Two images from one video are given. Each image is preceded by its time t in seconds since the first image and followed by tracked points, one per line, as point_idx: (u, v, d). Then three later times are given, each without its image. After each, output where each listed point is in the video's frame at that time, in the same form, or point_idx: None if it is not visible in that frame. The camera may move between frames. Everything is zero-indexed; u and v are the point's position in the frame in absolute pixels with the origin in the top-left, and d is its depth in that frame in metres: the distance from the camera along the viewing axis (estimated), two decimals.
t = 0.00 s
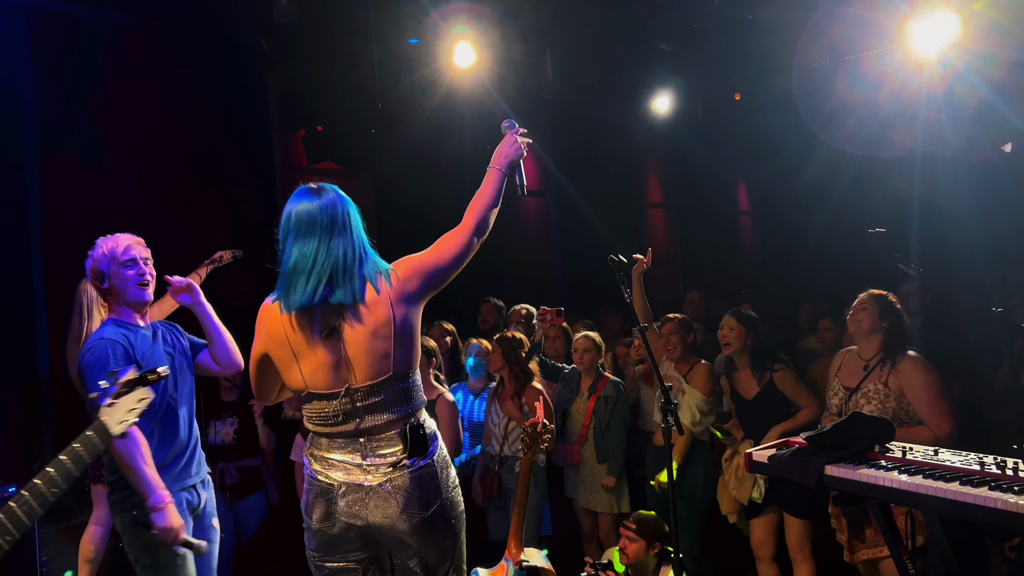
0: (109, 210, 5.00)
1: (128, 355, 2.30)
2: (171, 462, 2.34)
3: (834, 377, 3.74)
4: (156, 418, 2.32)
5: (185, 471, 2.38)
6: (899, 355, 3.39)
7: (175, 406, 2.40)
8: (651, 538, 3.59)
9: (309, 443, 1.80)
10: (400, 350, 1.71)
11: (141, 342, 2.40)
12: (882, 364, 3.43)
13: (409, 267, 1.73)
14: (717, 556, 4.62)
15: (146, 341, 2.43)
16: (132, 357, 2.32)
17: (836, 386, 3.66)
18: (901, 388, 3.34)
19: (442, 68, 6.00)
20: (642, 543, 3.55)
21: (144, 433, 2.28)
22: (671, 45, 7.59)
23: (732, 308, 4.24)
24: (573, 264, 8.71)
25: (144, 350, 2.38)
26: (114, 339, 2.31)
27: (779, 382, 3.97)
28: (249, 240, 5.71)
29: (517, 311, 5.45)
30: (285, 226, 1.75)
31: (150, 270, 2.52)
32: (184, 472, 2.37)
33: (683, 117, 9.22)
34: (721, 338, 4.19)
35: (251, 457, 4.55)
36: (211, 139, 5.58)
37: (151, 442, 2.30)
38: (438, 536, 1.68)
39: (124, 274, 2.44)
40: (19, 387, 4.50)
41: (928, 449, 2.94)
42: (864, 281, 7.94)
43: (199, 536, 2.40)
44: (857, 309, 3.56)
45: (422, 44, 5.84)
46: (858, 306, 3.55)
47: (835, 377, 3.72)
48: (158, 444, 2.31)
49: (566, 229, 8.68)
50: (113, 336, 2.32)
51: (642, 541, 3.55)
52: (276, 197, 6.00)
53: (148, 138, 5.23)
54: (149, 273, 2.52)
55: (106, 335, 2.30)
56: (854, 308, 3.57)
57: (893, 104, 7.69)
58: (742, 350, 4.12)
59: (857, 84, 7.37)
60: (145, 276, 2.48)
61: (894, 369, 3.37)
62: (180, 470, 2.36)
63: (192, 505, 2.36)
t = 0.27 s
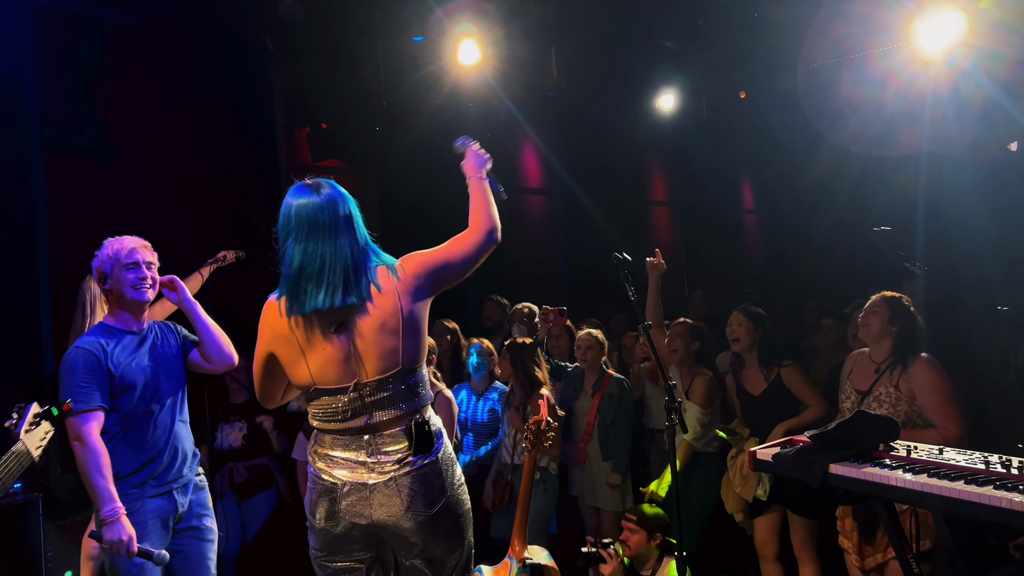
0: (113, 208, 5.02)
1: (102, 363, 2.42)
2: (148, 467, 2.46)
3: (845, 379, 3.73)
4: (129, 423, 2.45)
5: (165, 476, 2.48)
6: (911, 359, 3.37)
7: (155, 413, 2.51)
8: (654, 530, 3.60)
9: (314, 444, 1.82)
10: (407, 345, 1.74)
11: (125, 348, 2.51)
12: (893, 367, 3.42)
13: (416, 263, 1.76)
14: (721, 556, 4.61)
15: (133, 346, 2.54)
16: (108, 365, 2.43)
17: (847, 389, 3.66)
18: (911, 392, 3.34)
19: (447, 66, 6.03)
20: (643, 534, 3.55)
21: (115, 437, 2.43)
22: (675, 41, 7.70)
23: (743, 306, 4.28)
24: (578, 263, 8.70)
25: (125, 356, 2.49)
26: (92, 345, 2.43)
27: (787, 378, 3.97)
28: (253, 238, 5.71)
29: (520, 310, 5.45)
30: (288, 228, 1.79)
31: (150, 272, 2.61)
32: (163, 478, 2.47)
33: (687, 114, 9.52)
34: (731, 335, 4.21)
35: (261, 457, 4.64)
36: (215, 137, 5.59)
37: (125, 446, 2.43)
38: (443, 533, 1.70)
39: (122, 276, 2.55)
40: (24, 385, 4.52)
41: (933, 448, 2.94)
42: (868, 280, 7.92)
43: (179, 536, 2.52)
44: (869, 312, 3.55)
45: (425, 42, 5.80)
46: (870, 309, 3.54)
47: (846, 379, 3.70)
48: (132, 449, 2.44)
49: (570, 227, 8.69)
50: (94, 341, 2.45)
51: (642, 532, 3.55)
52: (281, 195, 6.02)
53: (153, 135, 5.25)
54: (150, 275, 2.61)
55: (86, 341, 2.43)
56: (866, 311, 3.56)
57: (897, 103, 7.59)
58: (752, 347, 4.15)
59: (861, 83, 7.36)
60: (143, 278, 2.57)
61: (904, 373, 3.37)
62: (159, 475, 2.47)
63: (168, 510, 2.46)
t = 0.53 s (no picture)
0: (119, 202, 5.03)
1: (83, 366, 2.40)
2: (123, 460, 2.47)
3: (845, 374, 3.70)
4: (105, 421, 2.45)
5: (139, 468, 2.49)
6: (914, 351, 3.38)
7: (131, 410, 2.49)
8: (645, 520, 3.62)
9: (354, 433, 1.93)
10: (443, 334, 1.84)
11: (108, 350, 2.48)
12: (897, 358, 3.42)
13: (450, 256, 1.87)
14: (725, 553, 4.62)
15: (117, 349, 2.50)
16: (87, 369, 2.41)
17: (849, 381, 3.63)
18: (918, 380, 3.33)
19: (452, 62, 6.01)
20: (637, 525, 3.58)
21: (91, 435, 2.44)
22: (680, 38, 7.68)
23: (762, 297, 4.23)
24: (583, 259, 8.70)
25: (106, 357, 2.46)
26: (73, 347, 2.41)
27: (800, 376, 3.95)
28: (258, 233, 5.72)
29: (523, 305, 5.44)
30: (333, 222, 1.91)
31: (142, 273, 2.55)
32: (134, 469, 2.48)
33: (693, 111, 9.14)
34: (750, 328, 4.15)
35: (272, 449, 4.75)
36: (221, 132, 5.60)
37: (100, 442, 2.45)
38: (475, 519, 1.78)
39: (112, 278, 2.49)
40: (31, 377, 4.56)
41: (938, 446, 2.93)
42: (873, 278, 7.90)
43: (156, 524, 2.54)
44: (873, 305, 3.53)
45: (431, 37, 5.76)
46: (874, 302, 3.53)
47: (846, 374, 3.68)
48: (107, 444, 2.45)
49: (575, 224, 8.69)
50: (72, 345, 2.42)
51: (635, 523, 3.58)
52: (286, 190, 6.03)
53: (158, 130, 5.27)
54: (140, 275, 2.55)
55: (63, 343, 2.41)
56: (869, 304, 3.54)
57: (904, 100, 7.54)
58: (770, 339, 4.11)
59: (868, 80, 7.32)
60: (133, 281, 2.51)
61: (910, 364, 3.37)
62: (133, 468, 2.48)
63: (142, 502, 2.48)
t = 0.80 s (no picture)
0: (122, 200, 5.05)
1: (75, 397, 2.39)
2: (108, 470, 2.48)
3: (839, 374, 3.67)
4: (90, 438, 2.46)
5: (123, 474, 2.51)
6: (910, 350, 3.39)
7: (115, 422, 2.51)
8: (641, 517, 3.58)
9: (384, 428, 1.93)
10: (468, 328, 1.87)
11: (101, 379, 2.47)
12: (893, 357, 3.42)
13: (472, 249, 1.90)
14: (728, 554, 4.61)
15: (109, 378, 2.49)
16: (79, 397, 2.40)
17: (844, 381, 3.61)
18: (916, 377, 3.34)
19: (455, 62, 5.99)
20: (633, 522, 3.55)
21: (76, 452, 2.44)
22: (685, 37, 7.64)
23: (766, 299, 4.26)
24: (586, 258, 8.69)
25: (99, 388, 2.45)
26: (69, 378, 2.39)
27: (803, 376, 3.99)
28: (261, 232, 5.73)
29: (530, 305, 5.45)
30: (360, 218, 1.92)
31: (142, 307, 2.53)
32: (118, 476, 2.49)
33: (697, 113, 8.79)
34: (756, 327, 4.15)
35: (280, 448, 4.75)
36: (224, 130, 5.61)
37: (85, 457, 2.45)
38: (505, 514, 1.78)
39: (113, 312, 2.46)
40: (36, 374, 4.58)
41: (941, 446, 2.93)
42: (875, 278, 7.89)
43: (148, 527, 2.56)
44: (870, 306, 3.50)
45: (434, 37, 5.75)
46: (872, 303, 3.50)
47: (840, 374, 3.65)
48: (91, 457, 2.46)
49: (578, 223, 8.69)
50: (62, 372, 2.40)
51: (631, 520, 3.54)
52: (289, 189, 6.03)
53: (161, 129, 5.27)
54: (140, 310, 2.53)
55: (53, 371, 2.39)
56: (866, 305, 3.51)
57: (908, 100, 7.55)
58: (774, 340, 4.12)
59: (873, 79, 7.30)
60: (133, 315, 2.48)
61: (908, 363, 3.38)
62: (117, 476, 2.50)
63: (130, 509, 2.49)
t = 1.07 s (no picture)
0: (125, 198, 5.05)
1: (58, 367, 2.34)
2: (106, 452, 2.41)
3: (835, 380, 3.66)
4: (88, 418, 2.39)
5: (123, 461, 2.43)
6: (910, 357, 3.39)
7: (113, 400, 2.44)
8: (641, 515, 3.57)
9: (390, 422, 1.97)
10: (465, 329, 1.85)
11: (82, 347, 2.42)
12: (893, 364, 3.41)
13: (477, 252, 1.86)
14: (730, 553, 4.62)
15: (90, 345, 2.45)
16: (64, 368, 2.35)
17: (842, 387, 3.59)
18: (915, 385, 3.34)
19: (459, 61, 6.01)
20: (632, 521, 3.54)
21: (75, 432, 2.37)
22: (687, 36, 7.66)
23: (766, 300, 4.26)
24: (589, 258, 8.71)
25: (83, 357, 2.40)
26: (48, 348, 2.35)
27: (805, 375, 3.98)
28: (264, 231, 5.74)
29: (535, 308, 5.47)
30: (376, 214, 1.99)
31: (108, 269, 2.51)
32: (117, 462, 2.41)
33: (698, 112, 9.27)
34: (754, 327, 4.16)
35: (284, 447, 4.75)
36: (227, 128, 5.62)
37: (83, 439, 2.38)
38: (499, 512, 1.77)
39: (78, 276, 2.45)
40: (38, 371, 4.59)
41: (943, 447, 2.93)
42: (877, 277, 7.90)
43: (148, 518, 2.46)
44: (867, 312, 3.51)
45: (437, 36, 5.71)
46: (868, 308, 3.51)
47: (838, 379, 3.64)
48: (90, 439, 2.39)
49: (582, 223, 8.73)
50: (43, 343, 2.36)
51: (630, 519, 3.54)
52: (292, 188, 6.04)
53: (164, 127, 5.28)
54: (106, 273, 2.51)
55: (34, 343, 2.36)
56: (863, 311, 3.52)
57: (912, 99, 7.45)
58: (775, 339, 4.11)
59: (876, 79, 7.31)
60: (99, 280, 2.46)
61: (908, 370, 3.37)
62: (117, 463, 2.42)
63: (130, 498, 2.41)
